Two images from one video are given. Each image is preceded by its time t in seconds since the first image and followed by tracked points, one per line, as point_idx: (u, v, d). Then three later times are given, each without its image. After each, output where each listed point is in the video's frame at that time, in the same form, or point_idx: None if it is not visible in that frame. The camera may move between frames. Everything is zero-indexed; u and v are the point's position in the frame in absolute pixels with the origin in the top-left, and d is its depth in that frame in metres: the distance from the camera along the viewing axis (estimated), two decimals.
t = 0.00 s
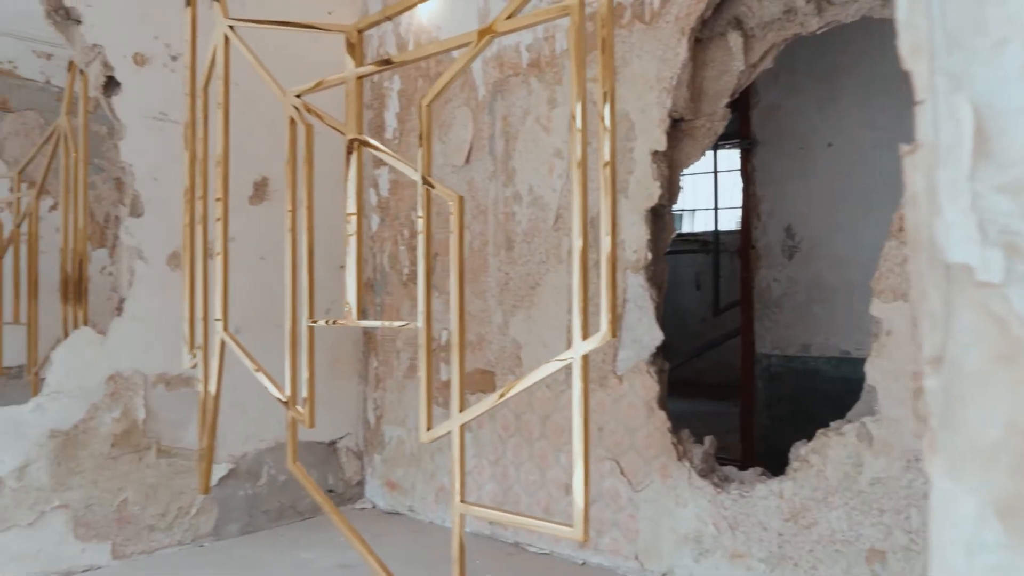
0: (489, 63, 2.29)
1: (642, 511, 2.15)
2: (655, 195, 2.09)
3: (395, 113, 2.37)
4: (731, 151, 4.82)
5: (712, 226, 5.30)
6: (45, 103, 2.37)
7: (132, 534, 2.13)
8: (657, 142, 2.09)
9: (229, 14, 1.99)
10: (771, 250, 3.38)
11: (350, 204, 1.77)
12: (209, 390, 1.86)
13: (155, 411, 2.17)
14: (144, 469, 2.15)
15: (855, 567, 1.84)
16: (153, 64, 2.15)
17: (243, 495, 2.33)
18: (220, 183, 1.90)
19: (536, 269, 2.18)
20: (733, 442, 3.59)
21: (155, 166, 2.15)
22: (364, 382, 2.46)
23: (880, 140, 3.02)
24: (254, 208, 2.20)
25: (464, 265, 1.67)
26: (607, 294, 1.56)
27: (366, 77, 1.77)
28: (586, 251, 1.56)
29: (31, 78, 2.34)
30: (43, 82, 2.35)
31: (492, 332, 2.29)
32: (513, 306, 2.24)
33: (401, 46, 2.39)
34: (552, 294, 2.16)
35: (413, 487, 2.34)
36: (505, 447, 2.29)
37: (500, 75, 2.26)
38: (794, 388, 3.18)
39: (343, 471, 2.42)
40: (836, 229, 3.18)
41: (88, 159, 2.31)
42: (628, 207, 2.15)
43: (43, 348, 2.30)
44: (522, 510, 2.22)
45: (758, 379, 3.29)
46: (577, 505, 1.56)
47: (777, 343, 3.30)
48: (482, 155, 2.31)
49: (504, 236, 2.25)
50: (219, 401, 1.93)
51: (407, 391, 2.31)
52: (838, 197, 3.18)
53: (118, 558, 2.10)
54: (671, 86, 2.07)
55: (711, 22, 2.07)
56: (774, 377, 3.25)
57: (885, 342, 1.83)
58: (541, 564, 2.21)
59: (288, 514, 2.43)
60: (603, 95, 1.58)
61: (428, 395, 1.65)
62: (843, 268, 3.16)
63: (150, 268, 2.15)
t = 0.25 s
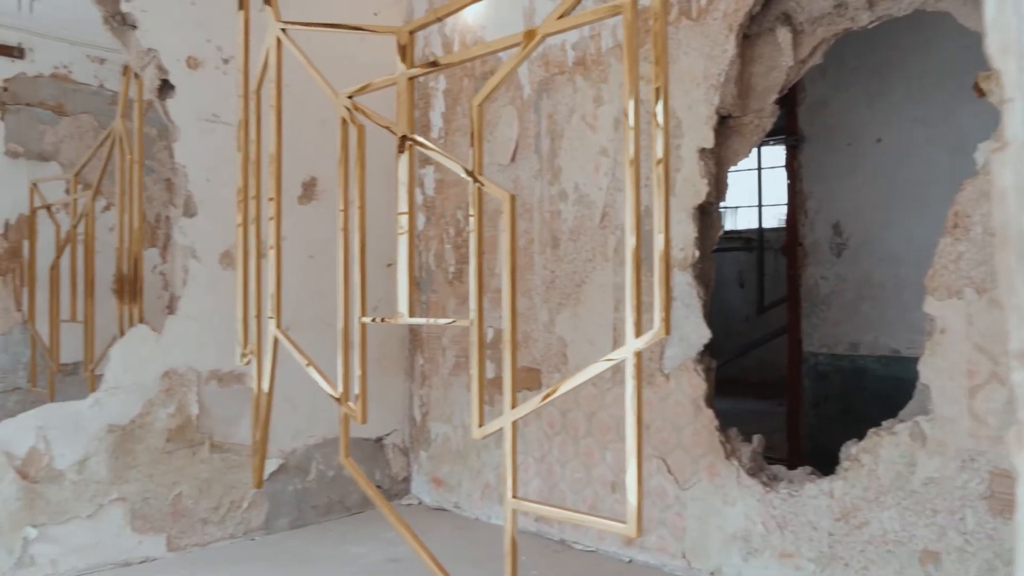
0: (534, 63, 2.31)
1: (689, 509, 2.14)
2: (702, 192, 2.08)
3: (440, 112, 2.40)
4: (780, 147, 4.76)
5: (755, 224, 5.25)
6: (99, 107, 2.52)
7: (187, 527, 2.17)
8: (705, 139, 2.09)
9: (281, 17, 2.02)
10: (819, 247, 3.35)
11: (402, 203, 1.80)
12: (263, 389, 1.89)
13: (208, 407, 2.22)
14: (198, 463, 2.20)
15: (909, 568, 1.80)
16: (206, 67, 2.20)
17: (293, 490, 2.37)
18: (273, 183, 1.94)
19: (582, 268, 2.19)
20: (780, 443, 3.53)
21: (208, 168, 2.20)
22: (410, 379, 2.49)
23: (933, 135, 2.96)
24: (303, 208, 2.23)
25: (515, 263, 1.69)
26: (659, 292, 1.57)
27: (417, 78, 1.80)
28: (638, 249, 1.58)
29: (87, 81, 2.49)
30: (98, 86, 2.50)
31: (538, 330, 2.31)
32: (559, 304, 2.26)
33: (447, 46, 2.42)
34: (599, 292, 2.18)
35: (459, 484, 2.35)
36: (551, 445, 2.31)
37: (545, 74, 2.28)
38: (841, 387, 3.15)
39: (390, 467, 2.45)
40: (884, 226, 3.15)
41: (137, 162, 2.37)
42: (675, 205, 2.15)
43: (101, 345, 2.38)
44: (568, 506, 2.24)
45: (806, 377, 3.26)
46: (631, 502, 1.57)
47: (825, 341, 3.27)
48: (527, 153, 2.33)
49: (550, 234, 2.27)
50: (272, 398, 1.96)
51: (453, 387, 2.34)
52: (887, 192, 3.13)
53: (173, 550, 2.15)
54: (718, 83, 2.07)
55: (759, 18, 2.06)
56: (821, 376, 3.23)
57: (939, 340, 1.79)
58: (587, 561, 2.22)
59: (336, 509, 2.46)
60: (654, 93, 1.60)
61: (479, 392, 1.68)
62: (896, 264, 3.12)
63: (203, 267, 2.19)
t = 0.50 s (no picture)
0: (577, 61, 2.33)
1: (734, 507, 2.13)
2: (748, 188, 2.08)
3: (482, 111, 2.42)
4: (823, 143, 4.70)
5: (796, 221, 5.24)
6: (145, 108, 2.66)
7: (235, 520, 2.21)
8: (750, 136, 2.09)
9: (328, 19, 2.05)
10: (864, 245, 3.29)
11: (449, 200, 1.82)
12: (312, 385, 1.91)
13: (255, 402, 2.25)
14: (246, 458, 2.24)
15: (961, 569, 1.77)
16: (253, 69, 2.23)
17: (338, 485, 2.40)
18: (321, 182, 1.96)
19: (625, 265, 2.20)
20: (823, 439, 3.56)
21: (256, 168, 2.23)
22: (452, 376, 2.51)
23: (983, 130, 2.91)
24: (348, 207, 2.26)
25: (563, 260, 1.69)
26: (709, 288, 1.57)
27: (464, 77, 1.82)
28: (687, 247, 1.59)
29: (135, 84, 2.64)
30: (146, 88, 2.65)
31: (580, 327, 2.32)
32: (601, 301, 2.27)
33: (489, 45, 2.44)
34: (642, 289, 2.18)
35: (501, 480, 2.37)
36: (594, 442, 2.33)
37: (588, 72, 2.29)
38: (888, 388, 3.14)
39: (433, 463, 2.47)
40: (932, 223, 3.10)
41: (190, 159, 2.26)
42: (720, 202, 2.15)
43: (150, 343, 2.42)
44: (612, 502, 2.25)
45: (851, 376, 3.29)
46: (681, 499, 1.57)
47: (871, 338, 3.25)
48: (570, 151, 2.35)
49: (593, 232, 2.29)
50: (320, 395, 1.98)
51: (496, 384, 2.36)
52: (934, 188, 3.09)
53: (222, 542, 2.19)
54: (763, 79, 2.06)
55: (805, 12, 2.05)
56: (867, 374, 3.23)
57: (992, 337, 1.77)
58: (631, 558, 2.22)
59: (380, 504, 2.49)
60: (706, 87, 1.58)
61: (527, 388, 1.69)
62: (945, 262, 3.06)
63: (251, 266, 2.22)
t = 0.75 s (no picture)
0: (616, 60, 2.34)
1: (776, 507, 2.12)
2: (790, 185, 2.06)
3: (521, 110, 2.45)
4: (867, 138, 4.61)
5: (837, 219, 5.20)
6: (189, 110, 2.71)
7: (279, 515, 2.25)
8: (793, 132, 2.07)
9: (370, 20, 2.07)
10: (909, 242, 3.25)
11: (492, 199, 1.84)
12: (355, 383, 1.93)
13: (298, 399, 2.28)
14: (290, 454, 2.27)
15: (1011, 571, 1.74)
16: (296, 70, 2.26)
17: (379, 481, 2.42)
18: (364, 181, 1.98)
19: (665, 264, 2.21)
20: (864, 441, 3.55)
21: (300, 167, 2.26)
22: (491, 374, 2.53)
23: None
24: (389, 206, 2.28)
25: (607, 257, 1.69)
26: (756, 286, 1.56)
27: (507, 76, 1.83)
28: (734, 245, 1.58)
29: (179, 86, 2.70)
30: (189, 90, 2.71)
31: (620, 325, 2.33)
32: (641, 300, 2.28)
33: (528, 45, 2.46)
34: (682, 287, 2.18)
35: (541, 478, 2.38)
36: (634, 440, 2.34)
37: (627, 70, 2.30)
38: (931, 389, 3.10)
39: (472, 460, 2.49)
40: (979, 219, 3.05)
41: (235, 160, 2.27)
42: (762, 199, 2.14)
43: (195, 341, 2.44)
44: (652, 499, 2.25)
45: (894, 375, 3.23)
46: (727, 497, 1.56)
47: (914, 338, 3.20)
48: (609, 149, 2.36)
49: (633, 230, 2.29)
50: (363, 393, 2.00)
51: (535, 383, 2.38)
52: (980, 186, 3.04)
53: (266, 537, 2.22)
54: (807, 74, 2.04)
55: (849, 7, 2.04)
56: (911, 375, 3.18)
57: None
58: (671, 556, 2.22)
59: (420, 501, 2.51)
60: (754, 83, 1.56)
61: (572, 386, 1.70)
62: (991, 259, 3.01)
63: (294, 264, 2.25)
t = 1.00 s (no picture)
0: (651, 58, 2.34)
1: (814, 508, 2.10)
2: (828, 183, 2.04)
3: (556, 109, 2.46)
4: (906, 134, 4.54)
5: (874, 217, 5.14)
6: (227, 111, 2.79)
7: (317, 512, 2.27)
8: (832, 129, 2.05)
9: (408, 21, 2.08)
10: (949, 240, 3.20)
11: (529, 198, 1.84)
12: (393, 381, 1.95)
13: (336, 397, 2.31)
14: (327, 451, 2.29)
15: None
16: (333, 71, 2.28)
17: (414, 479, 2.44)
18: (401, 180, 2.00)
19: (701, 262, 2.21)
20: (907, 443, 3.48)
21: (336, 168, 2.29)
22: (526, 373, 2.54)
23: None
24: (424, 205, 2.30)
25: (645, 255, 1.68)
26: (797, 284, 1.54)
27: (544, 75, 1.83)
28: (774, 243, 1.56)
29: (217, 88, 2.78)
30: (226, 92, 2.79)
31: (655, 324, 2.33)
32: (677, 298, 2.28)
33: (562, 45, 2.47)
34: (719, 286, 2.18)
35: (575, 476, 2.38)
36: (669, 439, 2.34)
37: (663, 68, 2.30)
38: (973, 388, 3.03)
39: (507, 459, 2.51)
40: None
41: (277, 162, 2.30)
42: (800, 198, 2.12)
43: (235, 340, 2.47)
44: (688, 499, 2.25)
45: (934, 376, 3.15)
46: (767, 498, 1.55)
47: (956, 337, 3.15)
48: (645, 147, 2.36)
49: (669, 228, 2.29)
50: (400, 391, 2.01)
51: (569, 381, 2.39)
52: None
53: (304, 533, 2.25)
54: (845, 71, 2.02)
55: (888, 2, 2.01)
56: (952, 374, 3.10)
57: None
58: (708, 556, 2.21)
59: (455, 499, 2.52)
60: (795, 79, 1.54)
61: (610, 385, 1.70)
62: None
63: (331, 264, 2.28)
